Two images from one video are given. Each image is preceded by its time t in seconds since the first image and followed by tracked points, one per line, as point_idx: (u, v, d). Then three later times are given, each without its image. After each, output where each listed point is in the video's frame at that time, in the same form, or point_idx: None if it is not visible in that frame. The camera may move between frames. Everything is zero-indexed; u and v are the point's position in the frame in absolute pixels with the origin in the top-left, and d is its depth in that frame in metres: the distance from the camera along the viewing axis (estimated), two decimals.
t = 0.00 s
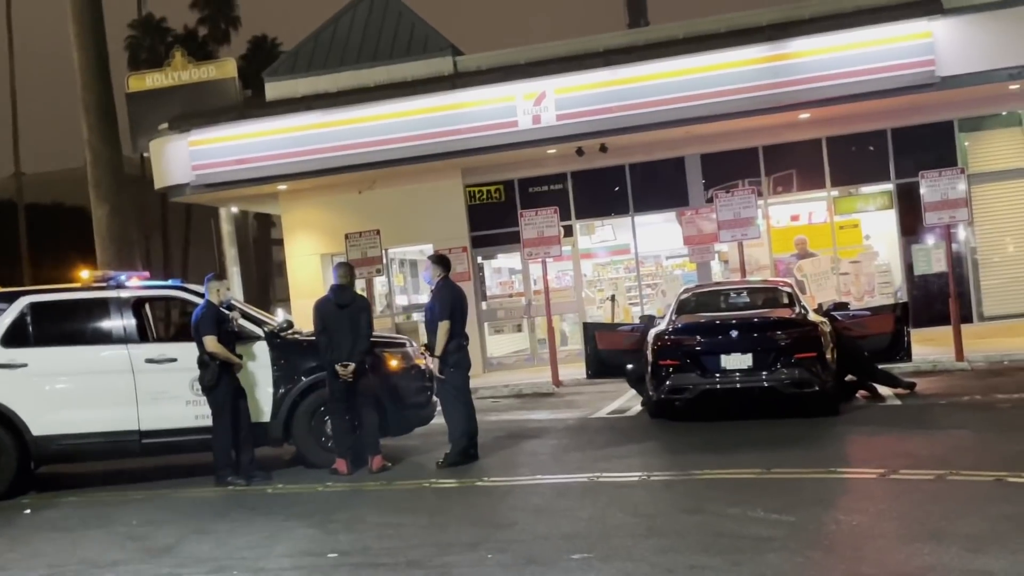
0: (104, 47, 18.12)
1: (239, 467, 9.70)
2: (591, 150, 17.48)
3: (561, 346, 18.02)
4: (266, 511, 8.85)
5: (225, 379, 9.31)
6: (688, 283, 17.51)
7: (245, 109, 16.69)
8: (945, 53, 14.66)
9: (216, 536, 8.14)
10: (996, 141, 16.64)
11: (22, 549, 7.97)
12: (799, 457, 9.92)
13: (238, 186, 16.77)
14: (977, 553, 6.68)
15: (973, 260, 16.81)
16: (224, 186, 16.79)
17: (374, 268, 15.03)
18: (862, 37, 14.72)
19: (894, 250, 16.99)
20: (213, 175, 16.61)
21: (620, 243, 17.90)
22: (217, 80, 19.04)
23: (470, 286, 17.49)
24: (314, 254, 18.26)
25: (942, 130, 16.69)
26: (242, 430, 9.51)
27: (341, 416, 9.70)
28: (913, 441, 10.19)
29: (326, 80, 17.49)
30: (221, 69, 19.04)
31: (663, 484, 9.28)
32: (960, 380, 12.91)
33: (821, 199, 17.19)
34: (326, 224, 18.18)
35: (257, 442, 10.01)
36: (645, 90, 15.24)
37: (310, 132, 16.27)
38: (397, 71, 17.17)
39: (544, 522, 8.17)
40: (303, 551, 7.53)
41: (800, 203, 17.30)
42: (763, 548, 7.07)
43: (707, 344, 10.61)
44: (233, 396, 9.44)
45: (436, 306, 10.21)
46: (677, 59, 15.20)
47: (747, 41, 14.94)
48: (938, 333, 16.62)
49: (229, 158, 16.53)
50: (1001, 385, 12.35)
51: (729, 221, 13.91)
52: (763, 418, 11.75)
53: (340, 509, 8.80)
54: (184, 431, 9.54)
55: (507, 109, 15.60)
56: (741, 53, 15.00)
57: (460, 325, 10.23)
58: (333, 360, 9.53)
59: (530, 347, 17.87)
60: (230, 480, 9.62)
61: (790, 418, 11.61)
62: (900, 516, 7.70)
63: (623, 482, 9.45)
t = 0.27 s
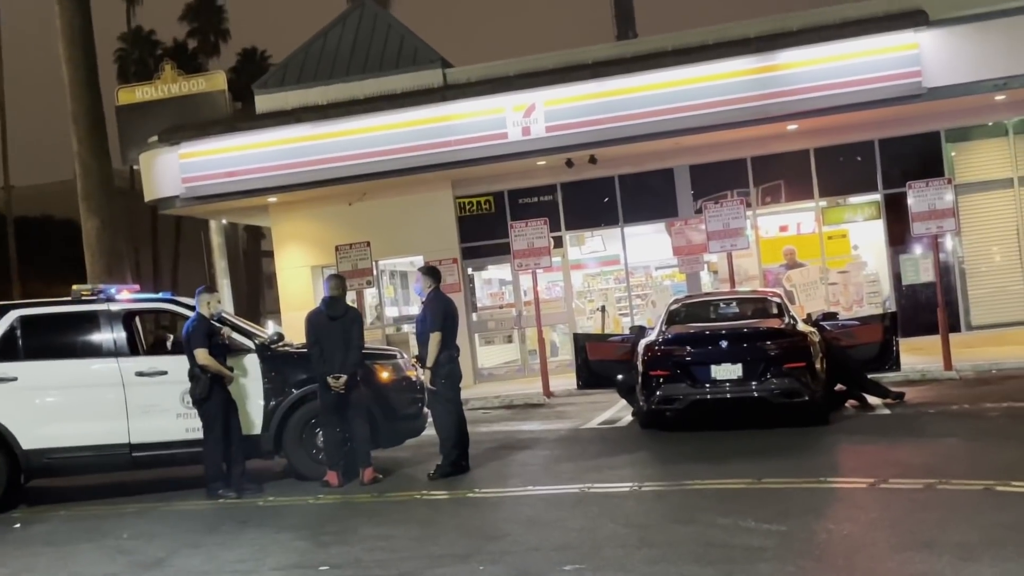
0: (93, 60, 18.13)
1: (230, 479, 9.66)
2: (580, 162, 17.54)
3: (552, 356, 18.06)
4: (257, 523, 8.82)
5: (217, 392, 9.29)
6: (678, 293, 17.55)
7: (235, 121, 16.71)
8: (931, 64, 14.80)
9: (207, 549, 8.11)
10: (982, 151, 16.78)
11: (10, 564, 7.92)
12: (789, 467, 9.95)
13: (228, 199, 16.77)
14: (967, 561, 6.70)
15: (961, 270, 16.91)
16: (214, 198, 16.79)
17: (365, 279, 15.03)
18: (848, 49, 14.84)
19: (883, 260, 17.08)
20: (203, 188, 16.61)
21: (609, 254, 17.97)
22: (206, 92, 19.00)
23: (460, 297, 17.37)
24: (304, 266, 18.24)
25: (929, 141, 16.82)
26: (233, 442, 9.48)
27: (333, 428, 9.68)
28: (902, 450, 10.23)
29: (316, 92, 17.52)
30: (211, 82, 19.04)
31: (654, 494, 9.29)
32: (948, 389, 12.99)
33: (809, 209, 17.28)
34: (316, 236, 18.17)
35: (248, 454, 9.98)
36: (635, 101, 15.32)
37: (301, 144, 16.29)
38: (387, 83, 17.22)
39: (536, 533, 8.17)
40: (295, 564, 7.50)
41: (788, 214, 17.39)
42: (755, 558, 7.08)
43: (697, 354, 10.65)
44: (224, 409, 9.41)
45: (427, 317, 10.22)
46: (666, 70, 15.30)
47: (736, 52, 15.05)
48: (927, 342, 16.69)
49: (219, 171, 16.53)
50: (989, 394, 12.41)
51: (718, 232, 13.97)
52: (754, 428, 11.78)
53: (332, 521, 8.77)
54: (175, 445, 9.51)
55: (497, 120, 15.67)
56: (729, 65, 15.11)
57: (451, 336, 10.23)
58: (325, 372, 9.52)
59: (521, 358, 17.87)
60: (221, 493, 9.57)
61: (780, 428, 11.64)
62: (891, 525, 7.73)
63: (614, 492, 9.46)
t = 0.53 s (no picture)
0: (77, 71, 18.08)
1: (214, 492, 9.57)
2: (565, 173, 17.58)
3: (538, 367, 18.07)
4: (240, 536, 8.74)
5: (201, 405, 9.23)
6: (663, 304, 17.57)
7: (220, 133, 16.67)
8: (913, 77, 14.93)
9: (188, 563, 8.03)
10: (964, 163, 16.90)
11: None
12: (774, 478, 9.95)
13: (213, 210, 16.72)
14: (950, 572, 6.71)
15: (944, 280, 17.03)
16: (199, 210, 16.75)
17: (350, 291, 15.01)
18: (830, 61, 14.95)
19: (866, 271, 17.16)
20: (188, 199, 16.56)
21: (594, 265, 18.01)
22: (190, 103, 19.03)
23: (446, 308, 17.45)
24: (289, 277, 18.19)
25: (911, 153, 16.95)
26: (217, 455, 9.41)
27: (318, 441, 9.62)
28: (886, 461, 10.26)
29: (301, 104, 17.52)
30: (195, 94, 19.03)
31: (639, 506, 9.28)
32: (931, 400, 13.04)
33: (793, 220, 17.36)
34: (301, 248, 18.13)
35: (232, 467, 9.92)
36: (620, 113, 15.39)
37: (286, 156, 16.27)
38: (373, 95, 17.24)
39: (520, 545, 8.13)
40: None
41: (773, 225, 17.46)
42: (739, 570, 7.07)
43: (682, 365, 10.66)
44: (208, 421, 9.35)
45: (412, 329, 10.18)
46: (651, 82, 15.37)
47: (720, 65, 15.13)
48: (911, 353, 16.74)
49: (204, 182, 16.49)
50: (972, 405, 12.47)
51: (702, 243, 14.02)
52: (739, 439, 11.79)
53: (315, 534, 8.71)
54: (158, 457, 9.44)
55: (482, 132, 15.70)
56: (713, 77, 15.19)
57: (437, 348, 10.20)
58: (310, 384, 9.47)
59: (506, 370, 17.85)
60: (204, 506, 9.48)
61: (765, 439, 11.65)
62: (874, 536, 7.74)
63: (599, 504, 9.44)
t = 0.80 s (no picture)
0: (56, 81, 17.97)
1: (194, 503, 9.48)
2: (547, 184, 17.62)
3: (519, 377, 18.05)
4: (220, 548, 8.65)
5: (181, 415, 9.15)
6: (644, 314, 17.63)
7: (200, 142, 16.60)
8: (891, 88, 15.08)
9: None
10: (942, 174, 17.06)
11: None
12: (755, 487, 9.96)
13: (193, 220, 16.64)
14: None
15: (922, 290, 17.17)
16: (178, 220, 16.66)
17: (331, 301, 14.97)
18: (809, 73, 15.08)
19: (846, 280, 17.25)
20: (168, 209, 16.47)
21: (576, 275, 18.02)
22: (170, 113, 18.94)
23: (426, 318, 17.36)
24: (269, 287, 18.11)
25: (890, 164, 17.10)
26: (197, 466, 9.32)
27: (299, 451, 9.56)
28: (867, 470, 10.29)
29: (282, 114, 17.49)
30: (175, 103, 18.95)
31: (621, 515, 9.26)
32: (911, 409, 13.12)
33: (772, 231, 17.47)
34: (282, 258, 18.08)
35: (212, 477, 9.83)
36: (601, 124, 15.45)
37: (268, 165, 16.22)
38: (354, 105, 17.23)
39: (502, 555, 8.09)
40: None
41: (753, 235, 17.56)
42: None
43: (663, 375, 10.67)
44: (188, 432, 9.27)
45: (394, 339, 10.15)
46: (632, 93, 15.45)
47: (701, 76, 15.22)
48: (892, 362, 16.83)
49: (184, 192, 16.41)
50: (950, 414, 12.55)
51: (684, 253, 14.07)
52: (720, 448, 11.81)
53: (296, 545, 8.64)
54: (138, 468, 9.35)
55: (463, 142, 15.72)
56: (694, 88, 15.28)
57: (419, 358, 10.16)
58: (291, 394, 9.40)
59: (488, 380, 17.84)
60: (184, 517, 9.38)
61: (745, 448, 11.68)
62: (855, 545, 7.76)
63: (581, 514, 9.41)
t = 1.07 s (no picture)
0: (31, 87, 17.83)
1: (171, 512, 9.39)
2: (526, 191, 17.66)
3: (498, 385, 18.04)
4: (196, 557, 8.58)
5: (159, 424, 9.07)
6: (623, 321, 17.68)
7: (178, 149, 16.52)
8: (867, 97, 15.24)
9: None
10: (917, 182, 17.24)
11: None
12: (733, 493, 10.00)
13: (171, 228, 16.54)
14: None
15: (898, 297, 17.32)
16: (155, 227, 16.57)
17: (309, 308, 14.91)
18: (785, 82, 15.20)
19: (823, 288, 17.40)
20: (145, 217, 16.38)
21: (555, 282, 18.05)
22: (147, 120, 18.83)
23: (406, 326, 17.44)
24: (247, 294, 18.03)
25: (866, 172, 17.26)
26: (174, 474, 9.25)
27: (276, 459, 9.49)
28: (844, 476, 10.36)
29: (261, 121, 17.45)
30: (153, 110, 18.85)
31: (600, 522, 9.26)
32: (887, 415, 13.21)
33: (750, 238, 17.58)
34: (260, 265, 18.01)
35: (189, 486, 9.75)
36: (580, 131, 15.52)
37: (246, 172, 16.17)
38: (332, 112, 17.22)
39: (480, 563, 8.07)
40: None
41: (731, 242, 17.66)
42: None
43: (642, 382, 10.69)
44: (166, 440, 9.20)
45: (373, 346, 10.11)
46: (611, 101, 15.52)
47: (679, 85, 15.32)
48: (868, 369, 16.98)
49: (161, 199, 16.33)
50: (926, 420, 12.66)
51: (662, 260, 14.14)
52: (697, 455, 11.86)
53: (274, 554, 8.58)
54: (114, 477, 9.25)
55: (442, 150, 15.74)
56: (672, 97, 15.36)
57: (397, 365, 10.11)
58: (266, 403, 9.33)
59: (467, 387, 17.83)
60: (161, 526, 9.29)
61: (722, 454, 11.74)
62: (831, 550, 7.79)
63: (560, 520, 9.41)
